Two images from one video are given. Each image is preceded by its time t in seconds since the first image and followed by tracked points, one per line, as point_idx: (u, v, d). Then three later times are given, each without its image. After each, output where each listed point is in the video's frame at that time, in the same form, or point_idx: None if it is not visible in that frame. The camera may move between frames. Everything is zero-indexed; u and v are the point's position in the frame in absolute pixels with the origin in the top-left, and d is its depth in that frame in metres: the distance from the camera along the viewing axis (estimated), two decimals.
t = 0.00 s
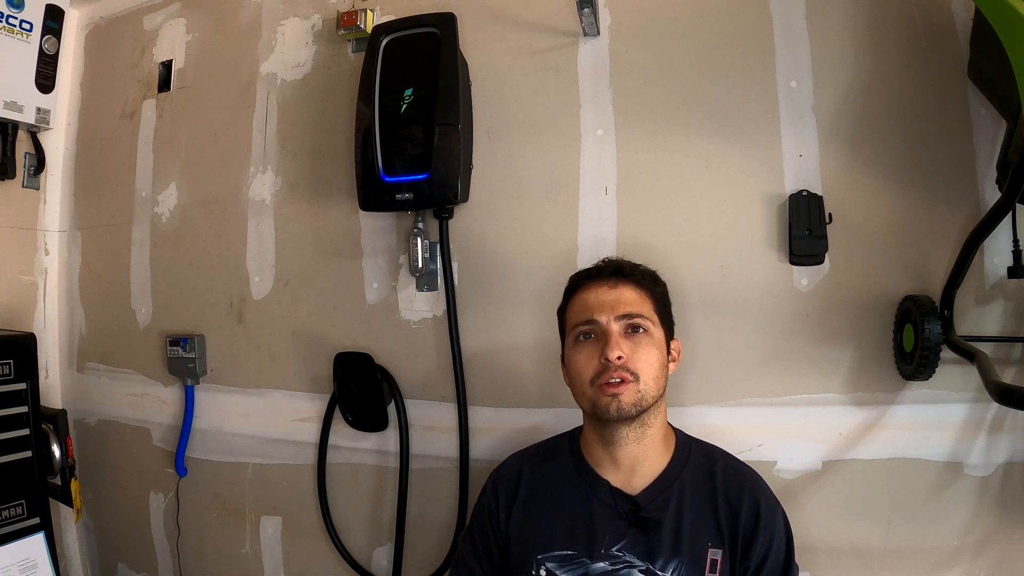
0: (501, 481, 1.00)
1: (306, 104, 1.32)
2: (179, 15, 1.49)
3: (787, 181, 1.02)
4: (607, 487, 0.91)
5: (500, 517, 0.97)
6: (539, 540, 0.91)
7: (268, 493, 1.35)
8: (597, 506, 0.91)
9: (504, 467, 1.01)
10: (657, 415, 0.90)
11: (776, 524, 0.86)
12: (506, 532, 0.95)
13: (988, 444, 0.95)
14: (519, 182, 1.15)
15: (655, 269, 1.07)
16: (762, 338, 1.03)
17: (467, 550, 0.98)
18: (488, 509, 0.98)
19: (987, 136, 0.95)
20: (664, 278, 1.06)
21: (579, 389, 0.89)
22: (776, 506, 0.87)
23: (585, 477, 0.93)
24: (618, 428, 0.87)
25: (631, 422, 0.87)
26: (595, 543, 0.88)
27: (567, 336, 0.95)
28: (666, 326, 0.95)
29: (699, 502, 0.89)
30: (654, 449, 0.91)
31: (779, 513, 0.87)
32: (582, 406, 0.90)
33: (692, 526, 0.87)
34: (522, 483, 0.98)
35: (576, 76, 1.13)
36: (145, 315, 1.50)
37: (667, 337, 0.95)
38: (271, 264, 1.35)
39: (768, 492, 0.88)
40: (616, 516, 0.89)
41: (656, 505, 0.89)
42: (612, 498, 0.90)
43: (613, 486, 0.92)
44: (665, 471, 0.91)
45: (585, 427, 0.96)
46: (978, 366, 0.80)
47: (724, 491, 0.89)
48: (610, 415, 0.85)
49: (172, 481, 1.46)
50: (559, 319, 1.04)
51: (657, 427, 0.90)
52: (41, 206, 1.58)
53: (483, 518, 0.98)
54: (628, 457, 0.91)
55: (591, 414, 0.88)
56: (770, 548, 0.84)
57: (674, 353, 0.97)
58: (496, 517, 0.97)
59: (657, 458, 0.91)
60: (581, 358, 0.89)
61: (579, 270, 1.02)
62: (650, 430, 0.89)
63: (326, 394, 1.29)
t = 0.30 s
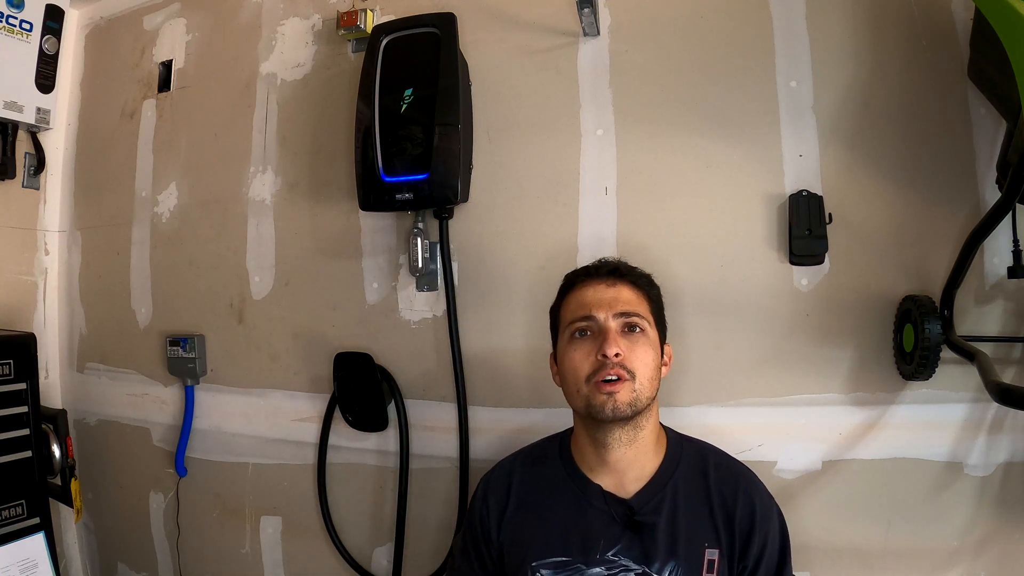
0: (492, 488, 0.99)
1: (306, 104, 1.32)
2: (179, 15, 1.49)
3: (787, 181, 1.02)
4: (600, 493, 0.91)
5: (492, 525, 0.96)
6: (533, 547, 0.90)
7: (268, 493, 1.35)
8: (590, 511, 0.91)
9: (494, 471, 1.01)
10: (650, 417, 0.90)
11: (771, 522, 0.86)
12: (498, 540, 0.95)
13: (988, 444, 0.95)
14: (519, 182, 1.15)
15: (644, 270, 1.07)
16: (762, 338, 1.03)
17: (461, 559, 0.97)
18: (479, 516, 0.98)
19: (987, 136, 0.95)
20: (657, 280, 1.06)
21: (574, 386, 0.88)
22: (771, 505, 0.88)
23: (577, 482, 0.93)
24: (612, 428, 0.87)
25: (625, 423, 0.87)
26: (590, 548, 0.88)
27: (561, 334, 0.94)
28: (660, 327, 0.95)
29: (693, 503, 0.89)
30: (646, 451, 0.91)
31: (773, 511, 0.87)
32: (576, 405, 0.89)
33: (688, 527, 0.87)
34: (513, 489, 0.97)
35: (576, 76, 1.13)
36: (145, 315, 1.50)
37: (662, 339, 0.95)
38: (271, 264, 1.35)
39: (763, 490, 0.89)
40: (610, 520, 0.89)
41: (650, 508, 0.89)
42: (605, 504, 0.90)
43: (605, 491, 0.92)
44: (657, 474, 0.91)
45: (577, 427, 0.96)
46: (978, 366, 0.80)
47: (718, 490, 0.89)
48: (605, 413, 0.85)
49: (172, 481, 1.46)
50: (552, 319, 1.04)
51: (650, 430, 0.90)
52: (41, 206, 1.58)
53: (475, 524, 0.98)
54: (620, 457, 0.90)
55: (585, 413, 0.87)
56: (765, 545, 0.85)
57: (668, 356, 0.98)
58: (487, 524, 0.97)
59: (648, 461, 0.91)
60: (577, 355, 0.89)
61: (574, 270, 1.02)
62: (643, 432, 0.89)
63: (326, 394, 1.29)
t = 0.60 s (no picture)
0: (492, 483, 1.00)
1: (306, 105, 1.32)
2: (179, 15, 1.49)
3: (788, 181, 1.02)
4: (599, 482, 0.91)
5: (492, 517, 0.97)
6: (531, 536, 0.91)
7: (268, 493, 1.35)
8: (589, 500, 0.91)
9: (494, 467, 1.02)
10: (648, 414, 0.90)
11: (769, 513, 0.87)
12: (496, 531, 0.95)
13: (988, 445, 0.95)
14: (519, 182, 1.15)
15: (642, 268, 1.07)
16: (762, 338, 1.03)
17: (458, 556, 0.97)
18: (479, 508, 0.99)
19: (987, 136, 0.95)
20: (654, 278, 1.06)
21: (572, 390, 0.89)
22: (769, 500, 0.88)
23: (576, 473, 0.93)
24: (610, 428, 0.88)
25: (623, 423, 0.87)
26: (589, 537, 0.88)
27: (558, 336, 0.94)
28: (657, 325, 0.95)
29: (692, 494, 0.89)
30: (646, 448, 0.92)
31: (771, 508, 0.88)
32: (574, 407, 0.90)
33: (687, 517, 0.87)
34: (513, 480, 0.98)
35: (576, 76, 1.13)
36: (145, 315, 1.50)
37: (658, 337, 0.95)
38: (271, 264, 1.35)
39: (761, 488, 0.89)
40: (608, 510, 0.89)
41: (649, 498, 0.89)
42: (604, 493, 0.91)
43: (604, 481, 0.92)
44: (655, 466, 0.91)
45: (577, 425, 0.97)
46: (978, 366, 0.80)
47: (717, 482, 0.89)
48: (602, 417, 0.86)
49: (172, 481, 1.46)
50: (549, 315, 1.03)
51: (648, 426, 0.91)
52: (41, 206, 1.58)
53: (474, 516, 0.99)
54: (619, 455, 0.91)
55: (583, 415, 0.88)
56: (764, 537, 0.85)
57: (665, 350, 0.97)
58: (486, 516, 0.97)
59: (647, 455, 0.92)
60: (574, 359, 0.89)
61: (570, 267, 1.01)
62: (641, 429, 0.90)
63: (326, 394, 1.29)
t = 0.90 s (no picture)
0: (493, 481, 1.00)
1: (306, 105, 1.32)
2: (179, 15, 1.49)
3: (787, 181, 1.02)
4: (601, 480, 0.91)
5: (493, 514, 0.97)
6: (533, 534, 0.91)
7: (268, 493, 1.35)
8: (591, 499, 0.91)
9: (494, 466, 1.02)
10: (648, 411, 0.90)
11: (772, 512, 0.87)
12: (497, 527, 0.96)
13: (988, 445, 0.95)
14: (519, 182, 1.16)
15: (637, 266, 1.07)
16: (762, 338, 1.03)
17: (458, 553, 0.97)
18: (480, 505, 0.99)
19: (987, 136, 0.95)
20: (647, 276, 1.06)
21: (569, 396, 0.90)
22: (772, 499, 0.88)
23: (578, 472, 0.94)
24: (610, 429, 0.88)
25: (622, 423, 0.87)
26: (590, 535, 0.88)
27: (553, 345, 0.95)
28: (650, 322, 0.94)
29: (695, 493, 0.89)
30: (649, 446, 0.91)
31: (774, 507, 0.88)
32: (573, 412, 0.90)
33: (689, 516, 0.87)
34: (514, 478, 0.98)
35: (576, 76, 1.13)
36: (145, 315, 1.50)
37: (653, 333, 0.94)
38: (271, 264, 1.35)
39: (764, 487, 0.89)
40: (610, 507, 0.89)
41: (651, 496, 0.89)
42: (606, 491, 0.91)
43: (607, 480, 0.92)
44: (659, 465, 0.91)
45: (578, 427, 0.97)
46: (978, 365, 0.80)
47: (720, 482, 0.89)
48: (600, 420, 0.86)
49: (172, 481, 1.46)
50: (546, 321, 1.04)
51: (649, 423, 0.90)
52: (41, 206, 1.58)
53: (474, 513, 0.99)
54: (622, 456, 0.91)
55: (582, 419, 0.89)
56: (767, 537, 0.85)
57: (662, 345, 0.97)
58: (487, 513, 0.98)
59: (652, 453, 0.92)
60: (567, 365, 0.90)
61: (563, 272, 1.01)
62: (643, 426, 0.90)
63: (326, 394, 1.29)
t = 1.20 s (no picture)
0: (494, 483, 1.00)
1: (306, 105, 1.32)
2: (179, 15, 1.49)
3: (787, 181, 1.02)
4: (601, 483, 0.91)
5: (493, 518, 0.97)
6: (531, 536, 0.91)
7: (268, 493, 1.35)
8: (590, 501, 0.91)
9: (496, 469, 1.02)
10: (645, 412, 0.90)
11: (772, 518, 0.87)
12: (497, 530, 0.96)
13: (988, 445, 0.95)
14: (519, 182, 1.15)
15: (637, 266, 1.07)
16: (762, 338, 1.03)
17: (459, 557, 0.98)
18: (480, 507, 0.99)
19: (987, 136, 0.95)
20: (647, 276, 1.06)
21: (564, 399, 0.90)
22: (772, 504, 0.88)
23: (578, 474, 0.94)
24: (606, 431, 0.88)
25: (618, 424, 0.87)
26: (589, 538, 0.88)
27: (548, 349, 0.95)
28: (645, 322, 0.94)
29: (695, 498, 0.89)
30: (648, 445, 0.91)
31: (774, 512, 0.87)
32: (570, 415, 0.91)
33: (688, 521, 0.87)
34: (515, 481, 0.98)
35: (576, 76, 1.13)
36: (145, 315, 1.50)
37: (648, 333, 0.94)
38: (271, 264, 1.35)
39: (764, 491, 0.89)
40: (610, 510, 0.89)
41: (650, 499, 0.89)
42: (605, 493, 0.91)
43: (606, 482, 0.92)
44: (659, 467, 0.91)
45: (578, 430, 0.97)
46: (978, 366, 0.80)
47: (720, 486, 0.89)
48: (594, 422, 0.86)
49: (172, 481, 1.46)
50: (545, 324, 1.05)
51: (647, 423, 0.90)
52: (41, 206, 1.58)
53: (475, 515, 0.99)
54: (621, 458, 0.91)
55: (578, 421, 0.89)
56: (766, 544, 0.84)
57: (660, 345, 0.96)
58: (487, 516, 0.98)
59: (651, 454, 0.92)
60: (561, 369, 0.90)
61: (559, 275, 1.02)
62: (641, 426, 0.90)
63: (326, 394, 1.29)
